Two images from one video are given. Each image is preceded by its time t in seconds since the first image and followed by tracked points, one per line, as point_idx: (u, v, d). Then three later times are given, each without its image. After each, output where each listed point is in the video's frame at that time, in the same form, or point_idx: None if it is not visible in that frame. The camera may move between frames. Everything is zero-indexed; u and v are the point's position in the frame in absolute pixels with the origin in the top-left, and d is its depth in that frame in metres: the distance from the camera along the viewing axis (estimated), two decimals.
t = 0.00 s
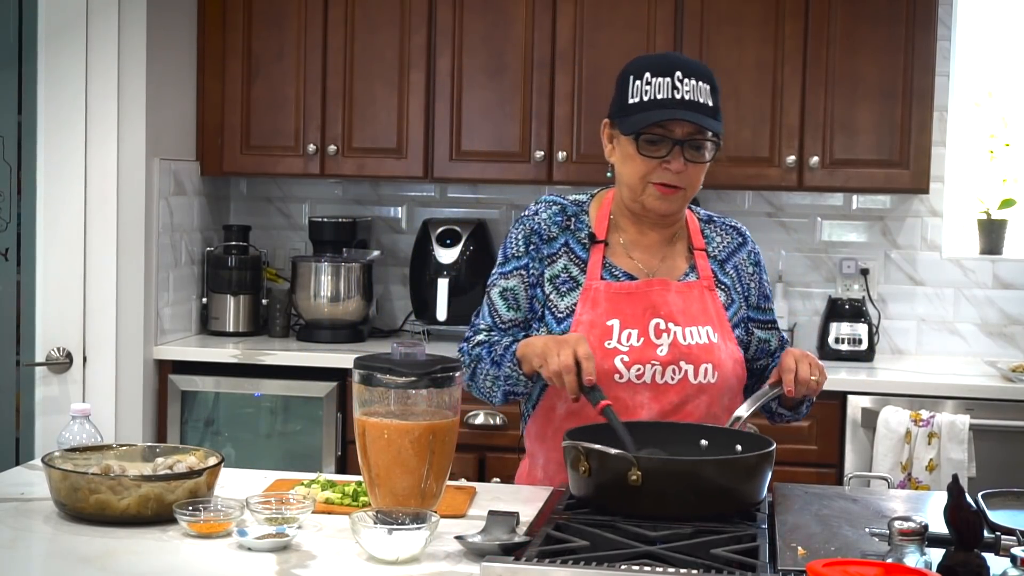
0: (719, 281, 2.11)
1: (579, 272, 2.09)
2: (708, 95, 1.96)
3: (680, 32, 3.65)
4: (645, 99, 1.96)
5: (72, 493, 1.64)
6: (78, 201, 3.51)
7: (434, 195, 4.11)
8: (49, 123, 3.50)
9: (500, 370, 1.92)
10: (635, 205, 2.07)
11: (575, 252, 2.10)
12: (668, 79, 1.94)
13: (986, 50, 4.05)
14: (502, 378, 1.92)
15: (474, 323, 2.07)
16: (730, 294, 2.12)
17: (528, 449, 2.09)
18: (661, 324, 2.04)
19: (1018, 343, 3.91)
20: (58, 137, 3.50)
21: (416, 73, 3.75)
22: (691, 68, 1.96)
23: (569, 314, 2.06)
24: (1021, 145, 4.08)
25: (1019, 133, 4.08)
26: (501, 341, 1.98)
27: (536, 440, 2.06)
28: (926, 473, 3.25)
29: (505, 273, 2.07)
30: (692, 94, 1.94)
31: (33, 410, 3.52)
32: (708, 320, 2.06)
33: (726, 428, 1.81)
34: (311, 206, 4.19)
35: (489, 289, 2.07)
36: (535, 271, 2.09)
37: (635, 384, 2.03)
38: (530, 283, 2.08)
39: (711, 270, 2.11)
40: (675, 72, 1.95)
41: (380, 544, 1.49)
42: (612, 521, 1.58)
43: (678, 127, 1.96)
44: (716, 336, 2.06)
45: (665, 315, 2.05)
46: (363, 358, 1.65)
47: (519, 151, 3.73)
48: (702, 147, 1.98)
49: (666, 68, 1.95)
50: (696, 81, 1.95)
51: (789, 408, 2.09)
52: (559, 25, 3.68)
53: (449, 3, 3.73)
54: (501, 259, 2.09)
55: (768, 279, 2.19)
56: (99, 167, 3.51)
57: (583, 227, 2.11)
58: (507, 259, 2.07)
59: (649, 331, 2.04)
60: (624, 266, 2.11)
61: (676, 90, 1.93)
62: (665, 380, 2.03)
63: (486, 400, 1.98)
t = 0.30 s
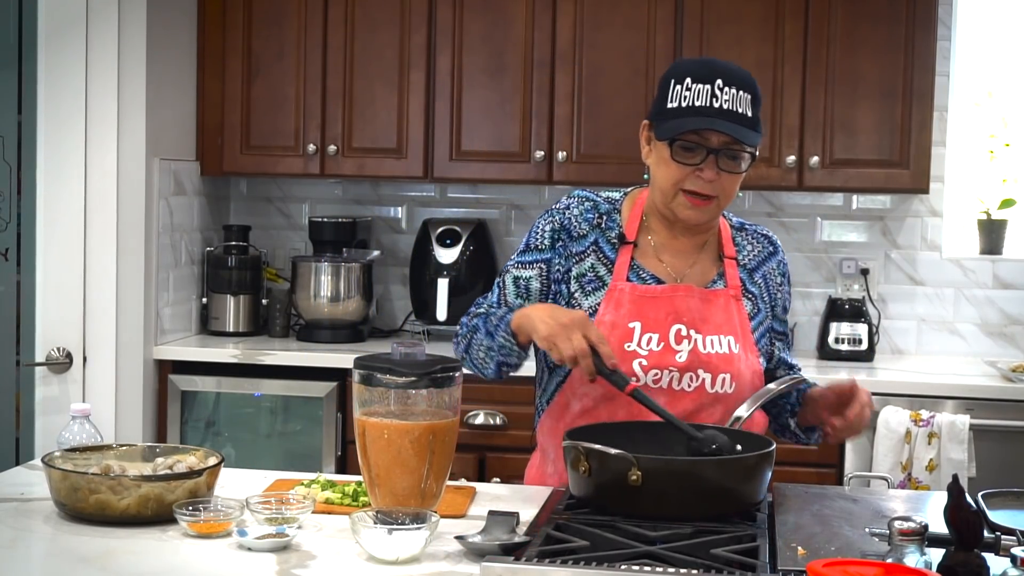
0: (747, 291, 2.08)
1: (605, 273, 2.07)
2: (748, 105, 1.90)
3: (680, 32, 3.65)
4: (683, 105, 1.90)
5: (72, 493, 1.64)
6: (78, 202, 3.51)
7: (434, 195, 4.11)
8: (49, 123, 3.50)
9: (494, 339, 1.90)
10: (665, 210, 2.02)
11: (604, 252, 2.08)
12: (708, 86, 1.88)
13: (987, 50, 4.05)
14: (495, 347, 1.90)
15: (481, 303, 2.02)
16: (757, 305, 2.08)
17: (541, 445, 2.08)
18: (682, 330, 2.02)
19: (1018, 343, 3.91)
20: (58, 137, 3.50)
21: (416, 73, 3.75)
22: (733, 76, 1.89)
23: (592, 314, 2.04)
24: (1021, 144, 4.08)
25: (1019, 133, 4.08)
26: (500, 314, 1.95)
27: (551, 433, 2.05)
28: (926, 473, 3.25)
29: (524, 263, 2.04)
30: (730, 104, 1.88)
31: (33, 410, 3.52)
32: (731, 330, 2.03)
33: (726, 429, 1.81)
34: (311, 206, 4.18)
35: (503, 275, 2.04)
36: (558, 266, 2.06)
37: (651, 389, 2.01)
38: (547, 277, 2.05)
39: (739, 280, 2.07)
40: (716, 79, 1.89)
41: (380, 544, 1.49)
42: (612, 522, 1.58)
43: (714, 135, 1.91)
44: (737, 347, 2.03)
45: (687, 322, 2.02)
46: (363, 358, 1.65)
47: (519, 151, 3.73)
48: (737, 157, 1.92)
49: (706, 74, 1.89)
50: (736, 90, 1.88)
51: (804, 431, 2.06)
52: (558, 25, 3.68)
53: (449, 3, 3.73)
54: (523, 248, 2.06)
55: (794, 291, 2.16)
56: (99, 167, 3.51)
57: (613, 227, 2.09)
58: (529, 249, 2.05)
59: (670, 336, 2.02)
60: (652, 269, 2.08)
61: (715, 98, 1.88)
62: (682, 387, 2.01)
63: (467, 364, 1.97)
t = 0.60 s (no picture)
0: (754, 289, 2.06)
1: (609, 272, 2.08)
2: (739, 108, 1.88)
3: (680, 32, 3.65)
4: (672, 111, 1.89)
5: (72, 493, 1.64)
6: (78, 202, 3.51)
7: (434, 196, 4.11)
8: (49, 123, 3.50)
9: (461, 327, 1.97)
10: (663, 214, 2.04)
11: (607, 251, 2.09)
12: (696, 92, 1.87)
13: (986, 50, 4.05)
14: (466, 334, 1.97)
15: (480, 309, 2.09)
16: (764, 303, 2.06)
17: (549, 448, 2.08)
18: (685, 328, 2.02)
19: (1018, 342, 3.91)
20: (58, 137, 3.50)
21: (416, 73, 3.75)
22: (721, 80, 1.88)
23: (595, 313, 2.05)
24: (1021, 144, 4.08)
25: (1019, 133, 4.08)
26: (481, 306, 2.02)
27: (557, 434, 2.05)
28: (926, 473, 3.25)
29: (519, 264, 2.09)
30: (719, 109, 1.87)
31: (33, 410, 3.52)
32: (736, 327, 2.02)
33: (727, 428, 1.81)
34: (311, 206, 4.19)
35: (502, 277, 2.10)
36: (557, 268, 2.09)
37: (654, 387, 2.01)
38: (544, 279, 2.09)
39: (746, 278, 2.06)
40: (705, 84, 1.88)
41: (380, 544, 1.49)
42: (612, 522, 1.58)
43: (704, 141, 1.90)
44: (742, 344, 2.02)
45: (691, 320, 2.02)
46: (363, 358, 1.65)
47: (519, 151, 3.73)
48: (728, 162, 1.92)
49: (695, 78, 1.88)
50: (725, 94, 1.87)
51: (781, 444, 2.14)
52: (558, 25, 3.68)
53: (449, 3, 3.73)
54: (523, 250, 2.11)
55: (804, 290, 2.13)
56: (99, 166, 3.52)
57: (617, 228, 2.10)
58: (528, 251, 2.10)
59: (673, 335, 2.02)
60: (656, 268, 2.08)
61: (703, 103, 1.87)
62: (686, 384, 2.00)
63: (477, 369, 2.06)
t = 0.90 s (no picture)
0: (732, 287, 2.05)
1: (586, 274, 2.06)
2: (709, 127, 1.82)
3: (680, 32, 3.65)
4: (641, 131, 1.84)
5: (72, 493, 1.64)
6: (78, 202, 3.51)
7: (434, 196, 4.11)
8: (49, 123, 3.49)
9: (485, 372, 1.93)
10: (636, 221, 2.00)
11: (585, 253, 2.07)
12: (664, 113, 1.82)
13: (986, 50, 4.05)
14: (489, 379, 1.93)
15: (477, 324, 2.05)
16: (743, 300, 2.05)
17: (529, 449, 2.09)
18: (662, 332, 2.02)
19: (1018, 342, 3.91)
20: (58, 137, 3.50)
21: (416, 73, 3.75)
22: (691, 99, 1.81)
23: (573, 316, 2.04)
24: (1021, 144, 4.08)
25: (1019, 133, 4.08)
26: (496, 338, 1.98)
27: (537, 436, 2.06)
28: (926, 473, 3.25)
29: (511, 273, 2.06)
30: (687, 129, 1.81)
31: (33, 411, 3.51)
32: (713, 329, 2.02)
33: (726, 428, 1.81)
34: (311, 206, 4.19)
35: (494, 289, 2.07)
36: (541, 273, 2.07)
37: (632, 391, 2.01)
38: (533, 285, 2.06)
39: (724, 277, 2.05)
40: (673, 104, 1.82)
41: (380, 544, 1.49)
42: (612, 522, 1.58)
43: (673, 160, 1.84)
44: (720, 346, 2.02)
45: (667, 324, 2.02)
46: (363, 358, 1.65)
47: (519, 151, 3.73)
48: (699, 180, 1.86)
49: (664, 98, 1.81)
50: (694, 114, 1.81)
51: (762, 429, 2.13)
52: (558, 25, 3.68)
53: (449, 3, 3.73)
54: (510, 259, 2.08)
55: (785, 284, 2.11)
56: (99, 167, 3.51)
57: (595, 229, 2.08)
58: (514, 259, 2.07)
59: (650, 339, 2.02)
60: (633, 271, 2.07)
61: (671, 125, 1.81)
62: (664, 388, 2.01)
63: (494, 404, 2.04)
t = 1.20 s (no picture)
0: (680, 291, 2.05)
1: (539, 287, 2.03)
2: (658, 162, 1.76)
3: (680, 32, 3.65)
4: (588, 168, 1.77)
5: (72, 493, 1.64)
6: (77, 203, 3.51)
7: (434, 196, 4.11)
8: (49, 123, 3.49)
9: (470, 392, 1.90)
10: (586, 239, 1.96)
11: (535, 265, 2.03)
12: (613, 153, 1.75)
13: (986, 50, 4.05)
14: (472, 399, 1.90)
15: (440, 338, 2.00)
16: (693, 303, 2.05)
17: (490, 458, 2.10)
18: (620, 346, 2.00)
19: (1018, 342, 3.90)
20: (57, 136, 3.49)
21: (416, 73, 3.75)
22: (639, 138, 1.74)
23: (529, 333, 2.01)
24: (1021, 144, 4.09)
25: (1019, 133, 4.08)
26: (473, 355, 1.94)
27: (498, 448, 2.07)
28: (926, 473, 3.25)
29: (468, 286, 2.00)
30: (637, 169, 1.75)
31: (33, 411, 3.50)
32: (669, 336, 2.02)
33: (725, 428, 1.81)
34: (311, 206, 4.18)
35: (452, 303, 2.00)
36: (495, 285, 2.02)
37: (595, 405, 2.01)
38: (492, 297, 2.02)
39: (673, 281, 2.05)
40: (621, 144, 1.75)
41: (380, 544, 1.49)
42: (612, 521, 1.58)
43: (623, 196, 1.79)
44: (677, 352, 2.02)
45: (624, 337, 2.00)
46: (363, 358, 1.65)
47: (519, 151, 3.73)
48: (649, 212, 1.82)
49: (612, 138, 1.74)
50: (644, 153, 1.75)
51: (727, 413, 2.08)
52: (558, 26, 3.68)
53: (449, 3, 3.73)
54: (462, 271, 2.02)
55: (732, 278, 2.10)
56: (99, 166, 3.51)
57: (543, 240, 2.04)
58: (468, 271, 2.00)
59: (609, 352, 2.00)
60: (585, 283, 2.04)
61: (621, 166, 1.75)
62: (625, 401, 2.00)
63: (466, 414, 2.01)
